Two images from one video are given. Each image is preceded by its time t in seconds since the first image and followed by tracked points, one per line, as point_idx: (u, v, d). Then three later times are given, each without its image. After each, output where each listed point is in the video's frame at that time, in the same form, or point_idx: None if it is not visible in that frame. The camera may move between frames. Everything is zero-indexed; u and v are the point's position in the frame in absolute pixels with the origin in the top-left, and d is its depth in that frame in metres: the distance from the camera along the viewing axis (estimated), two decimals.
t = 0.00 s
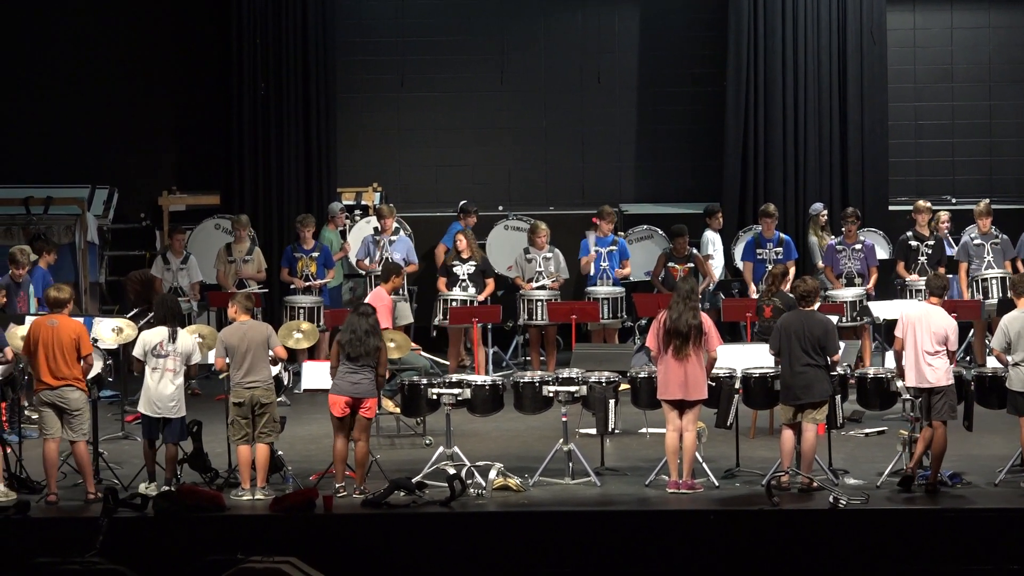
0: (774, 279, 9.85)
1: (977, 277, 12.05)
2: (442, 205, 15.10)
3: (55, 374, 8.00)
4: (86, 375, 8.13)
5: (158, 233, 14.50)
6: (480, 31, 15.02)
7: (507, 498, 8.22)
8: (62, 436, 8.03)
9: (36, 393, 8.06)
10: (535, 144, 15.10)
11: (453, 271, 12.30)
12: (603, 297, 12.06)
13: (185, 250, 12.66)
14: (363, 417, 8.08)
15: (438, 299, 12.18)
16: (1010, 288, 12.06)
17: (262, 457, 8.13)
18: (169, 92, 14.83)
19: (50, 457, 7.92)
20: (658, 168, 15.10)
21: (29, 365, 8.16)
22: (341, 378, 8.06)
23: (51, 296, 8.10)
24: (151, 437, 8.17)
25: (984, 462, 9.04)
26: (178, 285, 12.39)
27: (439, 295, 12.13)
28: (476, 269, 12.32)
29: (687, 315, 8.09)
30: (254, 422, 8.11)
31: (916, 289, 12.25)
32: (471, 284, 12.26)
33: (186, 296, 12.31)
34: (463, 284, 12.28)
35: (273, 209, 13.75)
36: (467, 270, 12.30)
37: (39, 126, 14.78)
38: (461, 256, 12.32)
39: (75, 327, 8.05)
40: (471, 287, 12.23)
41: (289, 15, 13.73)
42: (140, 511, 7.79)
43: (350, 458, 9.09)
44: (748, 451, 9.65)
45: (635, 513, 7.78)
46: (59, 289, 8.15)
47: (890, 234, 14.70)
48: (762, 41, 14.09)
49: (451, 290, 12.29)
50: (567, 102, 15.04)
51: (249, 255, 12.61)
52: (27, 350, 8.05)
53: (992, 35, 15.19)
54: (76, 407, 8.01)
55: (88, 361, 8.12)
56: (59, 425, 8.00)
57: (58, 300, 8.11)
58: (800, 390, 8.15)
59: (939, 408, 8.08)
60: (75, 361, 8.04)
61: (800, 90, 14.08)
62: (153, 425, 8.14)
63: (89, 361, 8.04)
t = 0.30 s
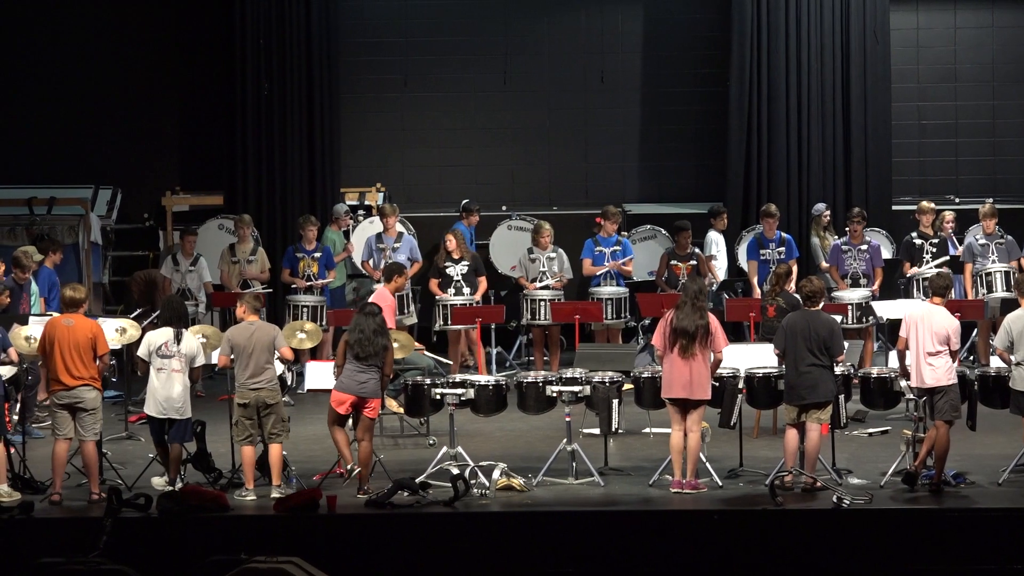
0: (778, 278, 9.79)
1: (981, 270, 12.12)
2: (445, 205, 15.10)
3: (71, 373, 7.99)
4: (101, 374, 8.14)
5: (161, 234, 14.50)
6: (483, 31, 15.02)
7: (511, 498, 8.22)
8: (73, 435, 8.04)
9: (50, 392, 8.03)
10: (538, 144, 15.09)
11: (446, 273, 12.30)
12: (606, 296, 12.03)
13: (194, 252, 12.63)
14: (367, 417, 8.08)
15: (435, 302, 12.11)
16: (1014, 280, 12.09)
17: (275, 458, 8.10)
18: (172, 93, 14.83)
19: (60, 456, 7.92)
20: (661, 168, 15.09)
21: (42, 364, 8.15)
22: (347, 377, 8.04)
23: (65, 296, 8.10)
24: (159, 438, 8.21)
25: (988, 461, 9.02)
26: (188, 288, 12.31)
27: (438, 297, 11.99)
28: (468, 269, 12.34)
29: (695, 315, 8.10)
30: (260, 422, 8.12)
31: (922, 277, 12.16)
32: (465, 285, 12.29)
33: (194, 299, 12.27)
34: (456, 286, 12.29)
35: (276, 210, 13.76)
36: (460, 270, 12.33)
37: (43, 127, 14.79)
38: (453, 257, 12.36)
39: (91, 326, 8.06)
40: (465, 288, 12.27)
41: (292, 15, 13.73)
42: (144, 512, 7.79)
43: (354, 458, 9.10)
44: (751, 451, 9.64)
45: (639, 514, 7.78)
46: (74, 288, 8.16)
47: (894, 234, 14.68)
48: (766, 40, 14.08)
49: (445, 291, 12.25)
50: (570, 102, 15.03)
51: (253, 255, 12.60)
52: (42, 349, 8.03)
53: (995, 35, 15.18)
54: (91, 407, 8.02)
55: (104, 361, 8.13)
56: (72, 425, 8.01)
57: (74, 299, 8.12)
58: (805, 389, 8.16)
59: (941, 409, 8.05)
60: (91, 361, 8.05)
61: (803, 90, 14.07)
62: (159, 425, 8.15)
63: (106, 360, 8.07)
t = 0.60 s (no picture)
0: (787, 280, 9.81)
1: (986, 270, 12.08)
2: (453, 206, 15.10)
3: (90, 374, 8.00)
4: (118, 376, 8.17)
5: (170, 235, 14.52)
6: (492, 32, 15.02)
7: (520, 500, 8.21)
8: (84, 435, 8.05)
9: (67, 393, 8.02)
10: (547, 144, 15.08)
11: (453, 274, 12.30)
12: (614, 298, 12.03)
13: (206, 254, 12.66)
14: (374, 419, 8.10)
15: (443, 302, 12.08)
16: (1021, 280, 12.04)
17: (289, 464, 8.10)
18: (180, 95, 14.84)
19: (70, 456, 7.93)
20: (669, 170, 15.07)
21: (59, 366, 8.15)
22: (356, 378, 8.03)
23: (85, 296, 8.11)
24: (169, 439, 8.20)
25: (998, 463, 8.99)
26: (200, 290, 12.36)
27: (445, 298, 12.05)
28: (475, 270, 12.34)
29: (707, 317, 8.09)
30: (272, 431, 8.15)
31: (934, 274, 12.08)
32: (471, 285, 12.27)
33: (206, 302, 12.30)
34: (463, 286, 12.28)
35: (285, 212, 13.77)
36: (467, 271, 12.32)
37: (52, 129, 14.82)
38: (459, 258, 12.36)
39: (110, 327, 8.10)
40: (472, 288, 12.24)
41: (301, 17, 13.74)
42: (153, 513, 7.78)
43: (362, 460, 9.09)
44: (760, 453, 9.61)
45: (647, 515, 7.76)
46: (93, 289, 8.18)
47: (903, 236, 14.65)
48: (775, 41, 14.06)
49: (452, 292, 12.26)
50: (578, 103, 15.02)
51: (266, 257, 12.63)
52: (61, 350, 8.04)
53: (1004, 36, 15.14)
54: (108, 408, 8.02)
55: (122, 362, 8.15)
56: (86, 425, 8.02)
57: (93, 301, 8.14)
58: (813, 391, 8.13)
59: (949, 410, 8.01)
60: (110, 362, 8.08)
61: (812, 91, 14.04)
62: (168, 428, 8.16)
63: (125, 361, 8.10)
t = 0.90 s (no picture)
0: (795, 280, 9.88)
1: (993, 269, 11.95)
2: (461, 206, 15.10)
3: (101, 374, 7.99)
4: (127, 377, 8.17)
5: (178, 236, 14.53)
6: (499, 32, 15.01)
7: (527, 500, 8.20)
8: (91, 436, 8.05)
9: (76, 393, 8.02)
10: (554, 144, 15.07)
11: (464, 273, 12.28)
12: (621, 298, 11.99)
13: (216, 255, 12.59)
14: (381, 419, 8.10)
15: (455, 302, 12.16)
16: None
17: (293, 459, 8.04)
18: (188, 96, 14.84)
19: (73, 455, 7.94)
20: (677, 170, 15.05)
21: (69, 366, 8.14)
22: (363, 378, 8.02)
23: (95, 296, 8.09)
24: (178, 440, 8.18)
25: (1006, 463, 8.96)
26: (212, 291, 12.33)
27: (455, 298, 12.11)
28: (487, 270, 12.31)
29: (713, 318, 8.06)
30: (276, 426, 8.13)
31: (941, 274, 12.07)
32: (484, 286, 12.25)
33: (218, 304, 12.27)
34: (476, 286, 12.26)
35: (292, 212, 13.79)
36: (479, 271, 12.29)
37: (61, 130, 14.84)
38: (471, 257, 12.32)
39: (120, 328, 8.10)
40: (485, 288, 12.23)
41: (308, 18, 13.74)
42: (161, 514, 7.78)
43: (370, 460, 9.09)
44: (768, 453, 9.59)
45: (655, 515, 7.75)
46: (102, 290, 8.17)
47: (911, 236, 14.61)
48: (782, 41, 14.03)
49: (463, 292, 12.26)
50: (586, 103, 15.01)
51: (275, 257, 12.62)
52: (71, 350, 8.02)
53: (1011, 36, 15.10)
54: (117, 409, 8.02)
55: (131, 363, 8.15)
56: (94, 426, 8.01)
57: (103, 301, 8.13)
58: (820, 390, 8.12)
59: (955, 410, 8.01)
60: (120, 363, 8.08)
61: (819, 91, 14.01)
62: (177, 429, 8.14)
63: (135, 362, 8.10)
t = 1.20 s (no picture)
0: (803, 278, 9.95)
1: (999, 269, 11.96)
2: (468, 204, 15.09)
3: (99, 373, 8.01)
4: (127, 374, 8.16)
5: (185, 234, 14.54)
6: (506, 30, 15.00)
7: (534, 498, 8.19)
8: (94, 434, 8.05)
9: (76, 391, 8.04)
10: (561, 143, 15.06)
11: (478, 271, 12.28)
12: (628, 297, 11.98)
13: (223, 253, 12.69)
14: (387, 417, 8.07)
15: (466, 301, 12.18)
16: None
17: (292, 457, 8.13)
18: (195, 94, 14.85)
19: (80, 456, 7.94)
20: (684, 168, 15.03)
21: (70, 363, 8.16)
22: (365, 377, 8.04)
23: (98, 296, 8.14)
24: (188, 438, 8.22)
25: (1015, 462, 8.94)
26: (218, 289, 12.39)
27: (468, 296, 12.16)
28: (501, 269, 12.32)
29: (715, 318, 8.05)
30: (279, 421, 8.16)
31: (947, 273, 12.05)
32: (496, 284, 12.25)
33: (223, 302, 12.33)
34: (488, 285, 12.27)
35: (300, 210, 13.80)
36: (493, 269, 12.30)
37: (68, 129, 14.85)
38: (485, 256, 12.32)
39: (118, 325, 8.08)
40: (497, 287, 12.23)
41: (315, 16, 13.75)
42: (168, 512, 7.80)
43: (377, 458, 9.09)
44: (775, 451, 9.57)
45: (663, 514, 7.75)
46: (102, 289, 8.21)
47: (919, 235, 14.58)
48: (790, 40, 14.00)
49: (477, 290, 12.27)
50: (594, 101, 15.00)
51: (279, 255, 12.66)
52: (70, 348, 8.04)
53: (1019, 34, 15.05)
54: (117, 406, 8.02)
55: (131, 360, 8.15)
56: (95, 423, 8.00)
57: (103, 300, 8.17)
58: (827, 388, 8.11)
59: (961, 409, 8.01)
60: (119, 361, 8.07)
61: (827, 90, 13.99)
62: (186, 426, 8.19)
63: (134, 360, 8.09)
